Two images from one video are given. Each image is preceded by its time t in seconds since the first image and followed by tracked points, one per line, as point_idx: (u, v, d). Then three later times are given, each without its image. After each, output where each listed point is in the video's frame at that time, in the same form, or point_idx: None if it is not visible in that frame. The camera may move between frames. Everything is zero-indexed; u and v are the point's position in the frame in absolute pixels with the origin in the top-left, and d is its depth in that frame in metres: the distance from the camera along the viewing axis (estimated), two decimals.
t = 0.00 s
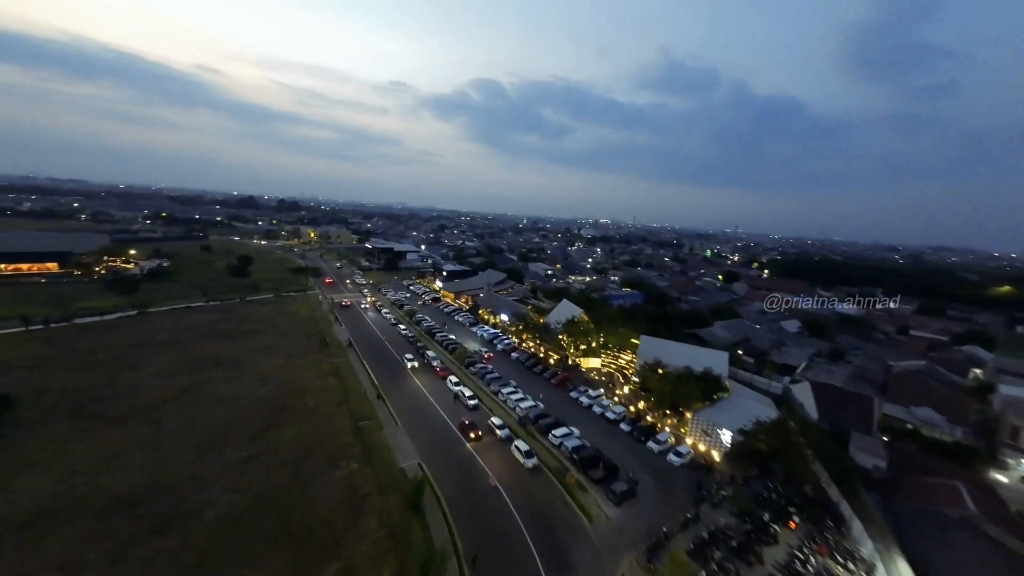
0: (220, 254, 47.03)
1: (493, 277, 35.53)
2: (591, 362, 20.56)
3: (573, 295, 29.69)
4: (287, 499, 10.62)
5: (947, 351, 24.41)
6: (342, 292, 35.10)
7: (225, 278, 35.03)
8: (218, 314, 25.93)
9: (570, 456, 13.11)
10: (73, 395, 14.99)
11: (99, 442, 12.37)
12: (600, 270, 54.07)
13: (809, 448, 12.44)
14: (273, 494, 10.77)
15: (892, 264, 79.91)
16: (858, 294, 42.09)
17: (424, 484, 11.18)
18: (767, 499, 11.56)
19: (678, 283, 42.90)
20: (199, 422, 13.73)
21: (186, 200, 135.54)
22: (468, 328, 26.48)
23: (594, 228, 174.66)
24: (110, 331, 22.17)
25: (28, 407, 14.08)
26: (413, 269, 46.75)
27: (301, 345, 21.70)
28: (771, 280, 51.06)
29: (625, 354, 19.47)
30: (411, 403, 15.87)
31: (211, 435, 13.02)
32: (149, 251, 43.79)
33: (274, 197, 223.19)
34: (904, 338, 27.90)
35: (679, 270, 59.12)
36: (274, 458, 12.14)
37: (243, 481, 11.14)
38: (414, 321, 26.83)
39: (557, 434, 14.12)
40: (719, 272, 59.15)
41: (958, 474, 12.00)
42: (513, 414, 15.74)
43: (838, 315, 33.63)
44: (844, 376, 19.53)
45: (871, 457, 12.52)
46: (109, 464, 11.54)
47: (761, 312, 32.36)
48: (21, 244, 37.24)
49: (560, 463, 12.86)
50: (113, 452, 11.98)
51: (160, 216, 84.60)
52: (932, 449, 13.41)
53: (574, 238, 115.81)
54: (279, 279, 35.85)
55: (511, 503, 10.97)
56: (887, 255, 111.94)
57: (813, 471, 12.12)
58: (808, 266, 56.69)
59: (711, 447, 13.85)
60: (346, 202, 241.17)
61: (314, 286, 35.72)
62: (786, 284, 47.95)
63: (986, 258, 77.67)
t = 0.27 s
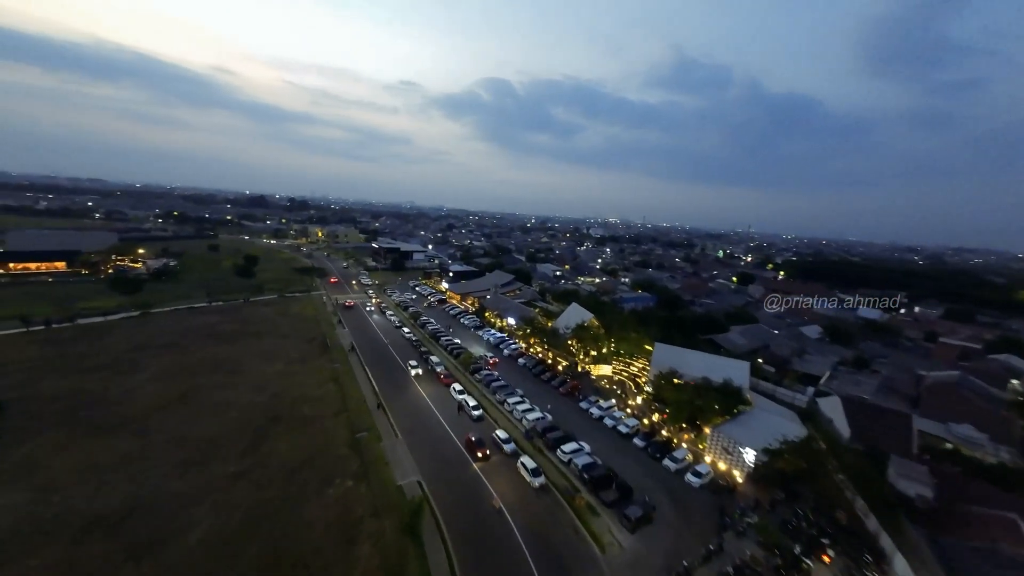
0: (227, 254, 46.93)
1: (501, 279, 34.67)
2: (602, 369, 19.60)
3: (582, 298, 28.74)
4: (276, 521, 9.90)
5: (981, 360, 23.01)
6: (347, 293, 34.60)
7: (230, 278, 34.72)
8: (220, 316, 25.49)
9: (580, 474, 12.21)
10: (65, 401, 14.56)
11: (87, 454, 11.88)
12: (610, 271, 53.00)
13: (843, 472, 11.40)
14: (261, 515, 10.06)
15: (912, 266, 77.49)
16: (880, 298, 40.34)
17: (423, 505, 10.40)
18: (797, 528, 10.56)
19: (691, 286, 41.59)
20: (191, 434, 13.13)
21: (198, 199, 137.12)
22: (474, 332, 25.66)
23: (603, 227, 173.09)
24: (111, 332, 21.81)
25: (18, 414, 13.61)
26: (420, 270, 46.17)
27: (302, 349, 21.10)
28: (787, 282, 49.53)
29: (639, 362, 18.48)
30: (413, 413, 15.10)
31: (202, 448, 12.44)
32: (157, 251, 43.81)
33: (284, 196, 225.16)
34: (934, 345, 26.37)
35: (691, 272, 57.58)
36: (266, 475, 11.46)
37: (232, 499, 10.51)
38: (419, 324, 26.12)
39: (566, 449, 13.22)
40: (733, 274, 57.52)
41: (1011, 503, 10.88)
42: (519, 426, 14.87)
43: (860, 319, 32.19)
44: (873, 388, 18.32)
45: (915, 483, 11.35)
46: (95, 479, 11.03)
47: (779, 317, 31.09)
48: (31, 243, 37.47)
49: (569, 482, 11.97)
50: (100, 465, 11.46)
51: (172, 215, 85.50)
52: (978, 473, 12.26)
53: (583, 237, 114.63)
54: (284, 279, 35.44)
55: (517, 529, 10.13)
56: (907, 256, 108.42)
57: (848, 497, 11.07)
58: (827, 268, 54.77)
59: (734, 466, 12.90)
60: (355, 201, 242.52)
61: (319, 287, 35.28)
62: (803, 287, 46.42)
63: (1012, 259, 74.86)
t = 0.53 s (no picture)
0: (235, 253, 46.78)
1: (509, 280, 33.68)
2: (615, 379, 18.50)
3: (594, 301, 27.62)
4: (260, 551, 9.06)
5: None
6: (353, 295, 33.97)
7: (235, 278, 34.34)
8: (222, 318, 24.96)
9: (593, 500, 11.17)
10: (54, 410, 13.99)
11: (69, 469, 11.22)
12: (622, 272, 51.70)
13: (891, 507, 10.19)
14: (245, 544, 9.24)
15: (937, 267, 74.63)
16: (908, 302, 38.38)
17: (421, 536, 9.47)
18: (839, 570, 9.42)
19: (706, 288, 40.09)
20: (179, 447, 12.40)
21: (211, 198, 138.92)
22: (481, 337, 24.73)
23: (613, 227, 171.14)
24: (111, 335, 21.36)
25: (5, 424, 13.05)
26: (427, 270, 45.46)
27: (303, 353, 20.38)
28: (806, 285, 47.72)
29: (655, 372, 17.33)
30: (414, 426, 14.20)
31: (190, 464, 11.70)
32: (165, 250, 43.80)
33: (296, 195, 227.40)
34: (972, 354, 24.64)
35: (705, 273, 55.92)
36: (254, 496, 10.64)
37: (216, 525, 9.72)
38: (424, 327, 25.26)
39: (578, 469, 12.18)
40: (749, 276, 55.69)
41: None
42: (527, 442, 13.86)
43: (888, 325, 30.50)
44: (912, 404, 16.91)
45: (977, 524, 9.98)
46: (74, 499, 10.34)
47: (801, 323, 29.61)
48: (42, 243, 37.62)
49: (581, 508, 10.93)
50: (81, 482, 10.79)
51: (185, 214, 86.43)
52: None
53: (593, 237, 113.14)
54: (290, 280, 34.96)
55: (523, 564, 9.14)
56: (931, 257, 104.76)
57: (896, 536, 9.87)
58: (848, 270, 52.64)
59: (764, 493, 11.79)
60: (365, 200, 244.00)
61: (324, 288, 34.74)
62: (824, 290, 44.59)
63: None
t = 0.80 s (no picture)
0: (241, 253, 46.56)
1: (516, 282, 32.83)
2: (627, 389, 17.58)
3: (604, 304, 26.71)
4: None
5: None
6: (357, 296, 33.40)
7: (239, 279, 33.96)
8: (223, 320, 24.46)
9: (605, 526, 10.30)
10: (42, 417, 13.46)
11: (50, 484, 10.64)
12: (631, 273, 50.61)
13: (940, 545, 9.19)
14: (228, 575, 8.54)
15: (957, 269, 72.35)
16: (932, 306, 36.72)
17: (417, 567, 8.70)
18: None
19: (719, 291, 38.83)
20: (167, 460, 11.76)
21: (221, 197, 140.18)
22: (487, 341, 23.93)
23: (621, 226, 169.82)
24: (110, 336, 20.92)
25: None
26: (433, 271, 44.81)
27: (303, 358, 19.72)
28: (823, 288, 46.26)
29: (670, 382, 16.38)
30: (415, 439, 13.44)
31: (177, 480, 11.06)
32: (172, 250, 43.71)
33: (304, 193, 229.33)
34: (1007, 363, 23.19)
35: (717, 275, 54.48)
36: (243, 518, 9.98)
37: (199, 551, 9.07)
38: (428, 331, 24.53)
39: (588, 490, 11.31)
40: (763, 277, 54.08)
41: None
42: (534, 458, 13.00)
43: (913, 331, 29.12)
44: (949, 419, 15.76)
45: None
46: (52, 518, 9.75)
47: (821, 329, 28.36)
48: (49, 242, 37.62)
49: (592, 536, 10.08)
50: (62, 500, 10.20)
51: (193, 213, 87.21)
52: None
53: (601, 236, 111.94)
54: (294, 281, 34.50)
55: None
56: (949, 258, 102.04)
57: None
58: (867, 271, 50.82)
59: (793, 518, 10.82)
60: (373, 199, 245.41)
61: (328, 289, 34.21)
62: (842, 293, 43.12)
63: None
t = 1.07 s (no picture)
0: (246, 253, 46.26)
1: (522, 283, 31.93)
2: (640, 399, 16.63)
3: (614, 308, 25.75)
4: None
5: None
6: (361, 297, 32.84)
7: (243, 279, 33.58)
8: (224, 322, 23.97)
9: (619, 556, 9.42)
10: (29, 426, 12.93)
11: (28, 501, 10.05)
12: (641, 274, 49.47)
13: None
14: None
15: (981, 270, 69.77)
16: (959, 309, 35.06)
17: None
18: None
19: (732, 293, 37.53)
20: (154, 475, 11.14)
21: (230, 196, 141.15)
22: (492, 345, 23.10)
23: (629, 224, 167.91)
24: (109, 339, 20.52)
25: None
26: (439, 271, 44.14)
27: (303, 362, 19.10)
28: (841, 289, 44.68)
29: (686, 393, 15.40)
30: (415, 453, 12.67)
31: (161, 498, 10.40)
32: (178, 250, 43.59)
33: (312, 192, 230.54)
34: None
35: (730, 276, 52.98)
36: (227, 542, 9.27)
37: None
38: (432, 334, 23.81)
39: (601, 514, 10.44)
40: (778, 278, 52.47)
41: None
42: (542, 477, 12.16)
43: (940, 336, 27.70)
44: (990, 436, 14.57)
45: None
46: (26, 537, 9.12)
47: (841, 334, 27.10)
48: (56, 242, 37.65)
49: (606, 568, 9.21)
50: (38, 518, 9.59)
51: (202, 212, 87.64)
52: None
53: (609, 235, 110.46)
54: (298, 282, 34.05)
55: None
56: (970, 258, 98.88)
57: None
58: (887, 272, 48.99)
59: (827, 549, 9.89)
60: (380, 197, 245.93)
61: (332, 290, 33.64)
62: (861, 295, 41.54)
63: None
